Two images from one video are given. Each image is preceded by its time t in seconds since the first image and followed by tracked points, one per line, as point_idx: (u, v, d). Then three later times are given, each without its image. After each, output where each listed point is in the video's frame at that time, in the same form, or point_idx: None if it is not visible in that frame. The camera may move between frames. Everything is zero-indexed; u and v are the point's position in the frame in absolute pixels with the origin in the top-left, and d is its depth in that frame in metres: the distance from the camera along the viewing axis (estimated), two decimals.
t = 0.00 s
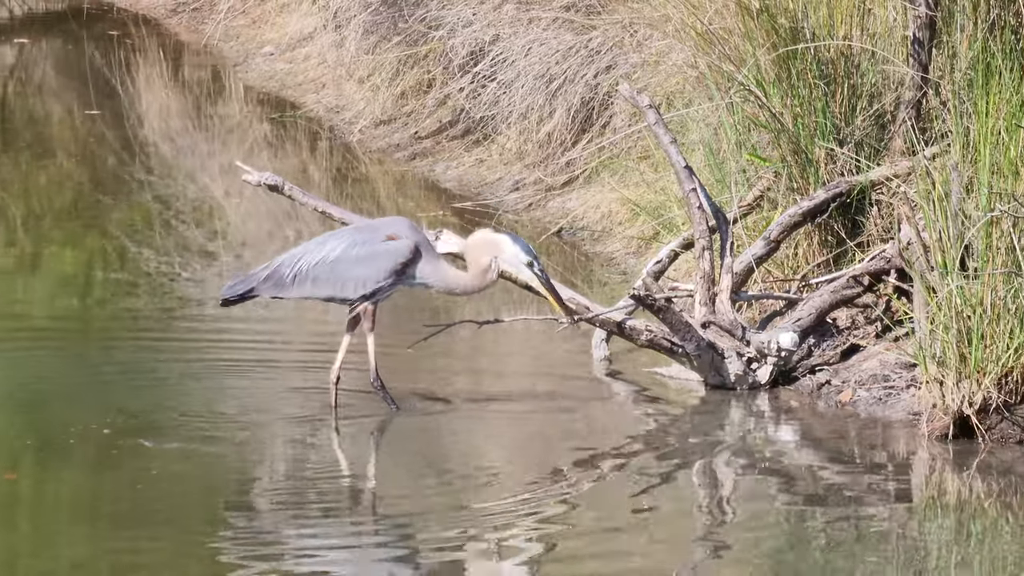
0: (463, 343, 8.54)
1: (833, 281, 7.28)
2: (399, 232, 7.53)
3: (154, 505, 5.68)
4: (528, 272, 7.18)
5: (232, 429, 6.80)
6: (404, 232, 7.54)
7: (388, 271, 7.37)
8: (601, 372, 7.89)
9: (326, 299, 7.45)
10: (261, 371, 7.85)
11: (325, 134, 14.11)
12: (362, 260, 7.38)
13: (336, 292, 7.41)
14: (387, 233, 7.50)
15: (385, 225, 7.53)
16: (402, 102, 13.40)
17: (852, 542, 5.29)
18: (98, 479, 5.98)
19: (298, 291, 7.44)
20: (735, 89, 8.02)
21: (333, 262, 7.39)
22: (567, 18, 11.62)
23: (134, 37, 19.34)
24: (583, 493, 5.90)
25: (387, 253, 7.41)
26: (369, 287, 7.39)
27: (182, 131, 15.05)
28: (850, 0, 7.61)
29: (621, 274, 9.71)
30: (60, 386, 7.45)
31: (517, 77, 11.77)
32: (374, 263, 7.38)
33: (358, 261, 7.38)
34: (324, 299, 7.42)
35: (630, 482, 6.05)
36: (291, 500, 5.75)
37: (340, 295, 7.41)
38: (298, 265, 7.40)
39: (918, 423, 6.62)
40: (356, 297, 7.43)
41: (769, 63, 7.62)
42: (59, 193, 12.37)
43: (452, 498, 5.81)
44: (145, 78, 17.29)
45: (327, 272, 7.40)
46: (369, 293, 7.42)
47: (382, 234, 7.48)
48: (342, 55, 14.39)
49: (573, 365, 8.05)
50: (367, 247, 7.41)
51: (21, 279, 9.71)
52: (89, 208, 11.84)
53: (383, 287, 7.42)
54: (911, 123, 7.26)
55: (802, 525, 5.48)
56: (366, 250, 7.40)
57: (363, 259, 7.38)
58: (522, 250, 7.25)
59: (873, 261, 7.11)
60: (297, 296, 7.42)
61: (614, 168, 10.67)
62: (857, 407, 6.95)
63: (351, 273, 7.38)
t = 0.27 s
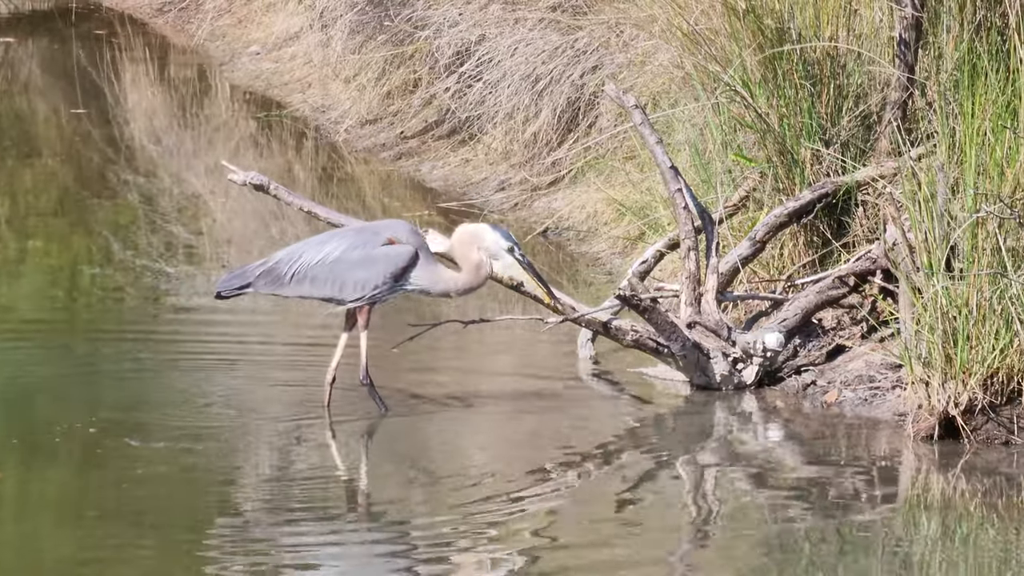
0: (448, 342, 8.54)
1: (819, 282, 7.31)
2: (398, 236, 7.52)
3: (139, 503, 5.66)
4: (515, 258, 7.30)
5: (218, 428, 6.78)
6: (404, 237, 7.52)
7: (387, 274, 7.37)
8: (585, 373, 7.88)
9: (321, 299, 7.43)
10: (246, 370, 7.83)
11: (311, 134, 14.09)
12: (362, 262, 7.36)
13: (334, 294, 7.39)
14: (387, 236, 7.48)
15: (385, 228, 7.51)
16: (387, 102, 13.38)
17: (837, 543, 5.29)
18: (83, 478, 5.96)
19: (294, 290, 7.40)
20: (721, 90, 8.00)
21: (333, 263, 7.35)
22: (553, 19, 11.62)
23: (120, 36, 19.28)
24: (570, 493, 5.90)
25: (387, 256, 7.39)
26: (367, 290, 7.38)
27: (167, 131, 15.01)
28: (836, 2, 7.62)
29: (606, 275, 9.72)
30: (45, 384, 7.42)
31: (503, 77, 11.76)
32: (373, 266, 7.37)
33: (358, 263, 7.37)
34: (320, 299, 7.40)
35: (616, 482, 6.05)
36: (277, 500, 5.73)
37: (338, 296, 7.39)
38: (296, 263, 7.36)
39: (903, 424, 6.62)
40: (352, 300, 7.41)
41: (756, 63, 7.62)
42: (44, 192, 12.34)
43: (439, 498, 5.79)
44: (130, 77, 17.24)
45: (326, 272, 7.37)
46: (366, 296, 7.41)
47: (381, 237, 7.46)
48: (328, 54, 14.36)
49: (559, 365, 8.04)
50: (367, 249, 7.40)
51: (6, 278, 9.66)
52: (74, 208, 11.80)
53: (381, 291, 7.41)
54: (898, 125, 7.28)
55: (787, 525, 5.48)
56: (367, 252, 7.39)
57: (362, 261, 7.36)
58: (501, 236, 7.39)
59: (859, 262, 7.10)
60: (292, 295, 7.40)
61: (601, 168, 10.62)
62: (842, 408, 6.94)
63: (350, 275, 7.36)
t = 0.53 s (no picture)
0: (438, 343, 8.52)
1: (809, 284, 7.32)
2: (394, 236, 7.49)
3: (127, 504, 5.64)
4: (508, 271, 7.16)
5: (207, 428, 6.76)
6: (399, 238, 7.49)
7: (381, 275, 7.34)
8: (575, 374, 7.87)
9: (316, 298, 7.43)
10: (235, 370, 7.81)
11: (301, 134, 14.07)
12: (356, 262, 7.35)
13: (328, 293, 7.38)
14: (383, 237, 7.46)
15: (381, 229, 7.49)
16: (378, 102, 13.36)
17: (827, 545, 5.29)
18: (72, 477, 5.94)
19: (289, 289, 7.42)
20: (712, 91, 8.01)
21: (328, 263, 7.35)
22: (545, 20, 11.62)
23: (111, 36, 19.25)
24: (560, 494, 5.89)
25: (381, 257, 7.37)
26: (362, 291, 7.36)
27: (158, 130, 14.98)
28: (828, 1, 7.63)
29: (597, 276, 9.72)
30: (34, 383, 7.39)
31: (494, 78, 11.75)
32: (368, 266, 7.34)
33: (353, 263, 7.35)
34: (315, 299, 7.40)
35: (604, 484, 6.04)
36: (266, 500, 5.71)
37: (332, 296, 7.38)
38: (291, 263, 7.38)
39: (893, 426, 6.62)
40: (347, 300, 7.39)
41: (747, 65, 7.64)
42: (34, 191, 12.30)
43: (428, 498, 5.78)
44: (121, 77, 17.20)
45: (321, 272, 7.38)
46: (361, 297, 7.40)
47: (376, 238, 7.45)
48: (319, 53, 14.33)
49: (549, 366, 8.03)
50: (362, 249, 7.39)
51: None
52: (65, 207, 11.76)
53: (376, 292, 7.40)
54: (888, 127, 7.29)
55: (775, 527, 5.47)
56: (362, 253, 7.37)
57: (356, 261, 7.35)
58: (495, 248, 7.24)
59: (849, 264, 7.10)
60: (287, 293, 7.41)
61: (590, 169, 10.64)
62: (832, 410, 6.95)
63: (345, 275, 7.35)
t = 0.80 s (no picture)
0: (433, 345, 8.52)
1: (804, 287, 7.31)
2: (391, 240, 7.45)
3: (122, 506, 5.63)
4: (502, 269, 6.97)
5: (201, 430, 6.76)
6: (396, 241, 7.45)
7: (378, 279, 7.33)
8: (570, 377, 7.87)
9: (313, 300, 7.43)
10: (230, 372, 7.80)
11: (296, 136, 14.06)
12: (353, 266, 7.34)
13: (325, 295, 7.38)
14: (380, 240, 7.43)
15: (379, 232, 7.44)
16: (373, 104, 13.35)
17: (821, 548, 5.29)
18: (67, 479, 5.93)
19: (286, 291, 7.42)
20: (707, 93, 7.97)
21: (325, 265, 7.35)
22: (539, 23, 11.62)
23: (106, 38, 19.24)
24: (554, 497, 5.88)
25: (378, 261, 7.35)
26: (359, 293, 7.35)
27: (153, 132, 14.97)
28: (823, 5, 7.60)
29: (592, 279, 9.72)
30: (29, 385, 7.39)
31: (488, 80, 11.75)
32: (365, 270, 7.33)
33: (350, 266, 7.34)
34: (312, 301, 7.40)
35: (599, 486, 6.03)
36: (261, 502, 5.71)
37: (330, 298, 7.38)
38: (288, 265, 7.38)
39: (888, 429, 6.62)
40: (344, 302, 7.40)
41: (742, 68, 7.62)
42: (29, 193, 12.29)
43: (422, 500, 5.78)
44: (116, 79, 17.19)
45: (318, 274, 7.37)
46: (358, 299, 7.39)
47: (373, 241, 7.41)
48: (314, 55, 14.32)
49: (543, 368, 8.03)
50: (359, 252, 7.36)
51: None
52: (59, 209, 11.76)
53: (373, 294, 7.38)
54: (884, 129, 7.30)
55: (770, 530, 5.47)
56: (359, 255, 7.34)
57: (353, 264, 7.33)
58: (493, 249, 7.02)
59: (843, 266, 7.07)
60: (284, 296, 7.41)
61: (586, 172, 10.61)
62: (827, 413, 6.95)
63: (342, 278, 7.35)
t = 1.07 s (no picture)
0: (430, 348, 8.51)
1: (800, 289, 7.31)
2: (394, 243, 7.36)
3: (119, 508, 5.62)
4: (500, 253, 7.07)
5: (198, 432, 6.75)
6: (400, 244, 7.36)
7: (378, 281, 7.26)
8: (567, 380, 7.86)
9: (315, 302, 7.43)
10: (226, 375, 7.79)
11: (293, 138, 14.05)
12: (353, 267, 7.31)
13: (326, 297, 7.37)
14: (383, 243, 7.34)
15: (383, 235, 7.37)
16: (370, 107, 13.35)
17: (818, 551, 5.28)
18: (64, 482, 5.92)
19: (288, 292, 7.43)
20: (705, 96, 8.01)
21: (327, 267, 7.36)
22: (537, 25, 11.60)
23: (103, 40, 19.22)
24: (551, 500, 5.88)
25: (378, 263, 7.27)
26: (358, 296, 7.30)
27: (150, 134, 14.96)
28: (820, 8, 7.67)
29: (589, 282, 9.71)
30: (25, 387, 7.37)
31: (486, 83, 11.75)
32: (364, 272, 7.28)
33: (351, 268, 7.32)
34: (314, 302, 7.41)
35: (596, 489, 6.03)
36: (257, 505, 5.70)
37: (331, 300, 7.37)
38: (290, 267, 7.41)
39: (885, 432, 6.62)
40: (345, 305, 7.37)
41: (740, 71, 7.65)
42: (27, 195, 12.29)
43: (419, 504, 5.77)
44: (114, 81, 17.18)
45: (320, 275, 7.38)
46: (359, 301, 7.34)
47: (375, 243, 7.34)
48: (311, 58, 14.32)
49: (540, 372, 8.03)
50: (360, 254, 7.31)
51: None
52: (57, 211, 11.74)
53: (375, 298, 7.30)
54: (881, 132, 7.29)
55: (768, 533, 5.46)
56: (360, 257, 7.30)
57: (352, 266, 7.31)
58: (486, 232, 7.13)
59: (841, 270, 7.11)
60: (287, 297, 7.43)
61: (583, 174, 10.64)
62: (824, 416, 6.94)
63: (343, 280, 7.33)
